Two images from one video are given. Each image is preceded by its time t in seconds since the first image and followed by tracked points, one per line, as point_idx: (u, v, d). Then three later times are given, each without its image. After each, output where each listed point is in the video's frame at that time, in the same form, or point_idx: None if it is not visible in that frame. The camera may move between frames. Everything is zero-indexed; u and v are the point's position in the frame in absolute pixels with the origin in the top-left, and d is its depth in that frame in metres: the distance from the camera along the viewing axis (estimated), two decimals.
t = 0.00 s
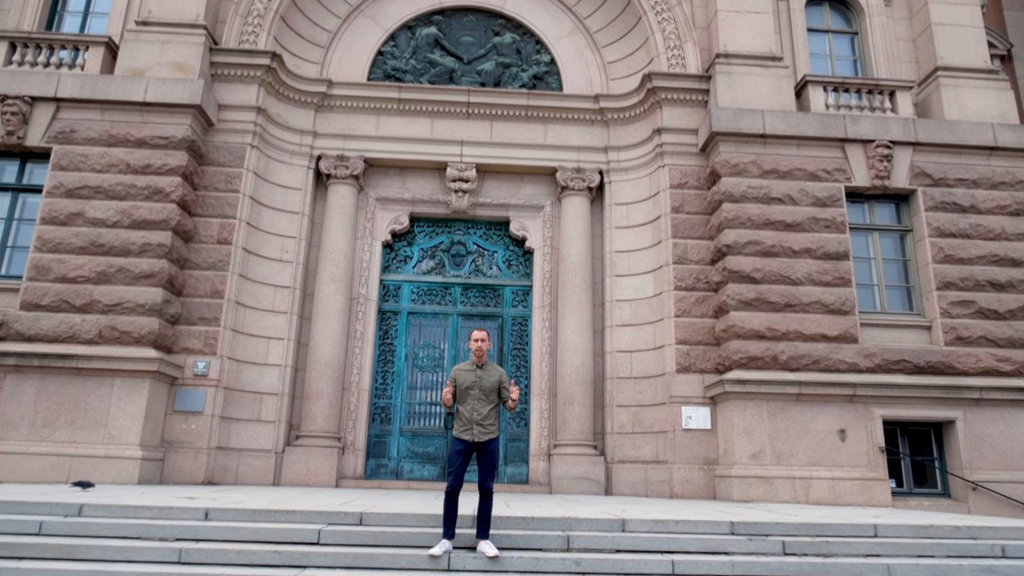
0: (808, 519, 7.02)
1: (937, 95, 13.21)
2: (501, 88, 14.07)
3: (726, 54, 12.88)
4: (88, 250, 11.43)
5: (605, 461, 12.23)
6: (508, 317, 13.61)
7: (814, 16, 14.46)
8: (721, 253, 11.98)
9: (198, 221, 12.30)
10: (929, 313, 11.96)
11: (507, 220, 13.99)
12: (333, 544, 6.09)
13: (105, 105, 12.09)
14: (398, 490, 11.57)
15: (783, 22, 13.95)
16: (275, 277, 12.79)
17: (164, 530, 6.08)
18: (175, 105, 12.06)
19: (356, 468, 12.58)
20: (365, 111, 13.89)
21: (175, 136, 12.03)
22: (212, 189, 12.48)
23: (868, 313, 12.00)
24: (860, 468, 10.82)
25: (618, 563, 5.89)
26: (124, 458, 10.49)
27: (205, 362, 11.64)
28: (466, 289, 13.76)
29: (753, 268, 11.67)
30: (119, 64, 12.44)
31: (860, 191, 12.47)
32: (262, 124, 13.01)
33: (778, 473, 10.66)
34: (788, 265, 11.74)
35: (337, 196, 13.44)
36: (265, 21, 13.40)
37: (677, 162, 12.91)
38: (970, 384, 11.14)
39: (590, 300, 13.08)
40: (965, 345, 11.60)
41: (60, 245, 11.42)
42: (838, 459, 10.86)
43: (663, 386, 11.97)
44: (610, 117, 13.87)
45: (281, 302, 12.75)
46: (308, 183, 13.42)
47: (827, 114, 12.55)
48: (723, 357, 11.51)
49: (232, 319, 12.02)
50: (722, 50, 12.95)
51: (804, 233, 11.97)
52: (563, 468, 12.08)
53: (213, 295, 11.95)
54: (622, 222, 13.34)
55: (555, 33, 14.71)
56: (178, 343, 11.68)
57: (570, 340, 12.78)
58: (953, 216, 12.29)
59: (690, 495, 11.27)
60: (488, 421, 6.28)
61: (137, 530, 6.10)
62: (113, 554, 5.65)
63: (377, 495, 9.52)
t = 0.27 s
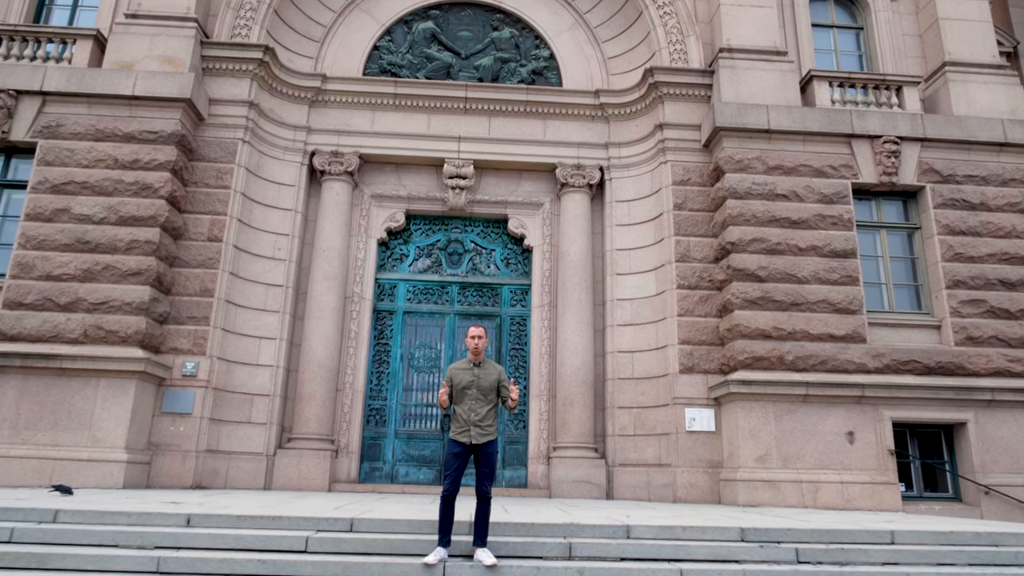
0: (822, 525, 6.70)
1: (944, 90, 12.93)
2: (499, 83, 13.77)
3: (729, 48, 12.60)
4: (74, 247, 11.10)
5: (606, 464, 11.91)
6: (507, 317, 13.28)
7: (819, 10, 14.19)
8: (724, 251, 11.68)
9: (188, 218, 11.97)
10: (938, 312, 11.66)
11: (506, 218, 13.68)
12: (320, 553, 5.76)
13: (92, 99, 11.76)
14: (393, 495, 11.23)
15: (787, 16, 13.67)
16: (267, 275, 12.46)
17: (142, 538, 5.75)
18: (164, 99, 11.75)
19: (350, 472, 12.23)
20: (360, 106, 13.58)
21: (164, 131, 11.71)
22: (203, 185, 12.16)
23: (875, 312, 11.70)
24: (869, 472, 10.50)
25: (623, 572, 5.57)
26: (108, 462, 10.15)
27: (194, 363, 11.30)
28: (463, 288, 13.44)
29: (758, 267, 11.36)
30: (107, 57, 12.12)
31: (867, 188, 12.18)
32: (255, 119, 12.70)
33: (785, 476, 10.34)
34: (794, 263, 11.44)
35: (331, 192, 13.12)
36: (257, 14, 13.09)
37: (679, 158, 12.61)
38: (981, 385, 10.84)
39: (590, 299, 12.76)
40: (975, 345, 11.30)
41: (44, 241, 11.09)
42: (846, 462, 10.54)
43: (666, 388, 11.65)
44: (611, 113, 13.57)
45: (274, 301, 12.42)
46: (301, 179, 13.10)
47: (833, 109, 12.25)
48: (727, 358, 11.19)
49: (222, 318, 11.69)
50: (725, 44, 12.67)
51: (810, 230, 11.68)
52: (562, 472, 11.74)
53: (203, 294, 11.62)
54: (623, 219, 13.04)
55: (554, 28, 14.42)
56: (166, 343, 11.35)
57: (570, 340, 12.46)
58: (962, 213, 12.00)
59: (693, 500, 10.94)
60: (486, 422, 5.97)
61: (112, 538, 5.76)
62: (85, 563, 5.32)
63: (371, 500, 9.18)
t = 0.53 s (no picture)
0: (836, 530, 6.40)
1: (952, 83, 12.66)
2: (497, 76, 13.48)
3: (733, 40, 12.32)
4: (59, 242, 10.77)
5: (606, 466, 11.59)
6: (505, 315, 12.97)
7: (824, 3, 13.93)
8: (728, 248, 11.38)
9: (178, 213, 11.66)
10: (947, 311, 11.37)
11: (504, 214, 13.39)
12: (307, 559, 5.44)
13: (79, 90, 11.44)
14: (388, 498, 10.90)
15: (792, 9, 13.40)
16: (259, 272, 12.14)
17: (118, 544, 5.43)
18: (153, 90, 11.43)
19: (344, 474, 11.90)
20: (355, 100, 13.28)
21: (153, 123, 11.39)
22: (193, 179, 11.84)
23: (883, 310, 11.41)
24: (878, 474, 10.19)
25: None
26: (93, 464, 9.81)
27: (182, 362, 10.97)
28: (461, 286, 13.13)
29: (763, 263, 11.08)
30: (95, 47, 11.81)
31: (874, 183, 11.90)
32: (247, 112, 12.39)
33: (792, 479, 10.03)
34: (800, 260, 11.15)
35: (325, 187, 12.81)
36: (250, 5, 12.79)
37: (682, 153, 12.32)
38: (992, 385, 10.55)
39: (590, 297, 12.46)
40: (986, 343, 11.02)
41: (28, 236, 10.76)
42: (854, 464, 10.24)
43: (668, 387, 11.34)
44: (611, 107, 13.29)
45: (266, 299, 12.09)
46: (294, 174, 12.78)
47: (839, 102, 11.98)
48: (732, 357, 10.89)
49: (212, 316, 11.36)
50: (728, 36, 12.39)
51: (816, 226, 11.39)
52: (562, 474, 11.42)
53: (192, 291, 11.30)
54: (624, 216, 12.73)
55: (554, 20, 14.14)
56: (154, 341, 11.02)
57: (570, 339, 12.15)
58: (971, 209, 11.72)
59: (697, 503, 10.63)
60: (483, 421, 5.66)
61: (87, 543, 5.44)
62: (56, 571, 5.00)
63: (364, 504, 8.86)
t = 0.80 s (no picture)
0: (851, 534, 6.08)
1: (961, 75, 12.37)
2: (495, 68, 13.16)
3: (737, 30, 12.01)
4: (42, 235, 10.42)
5: (607, 467, 11.26)
6: (503, 313, 12.65)
7: None
8: (732, 242, 11.07)
9: (165, 206, 11.32)
10: (957, 308, 11.07)
11: (502, 209, 13.06)
12: (292, 567, 5.10)
13: (64, 80, 11.09)
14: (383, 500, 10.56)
15: None
16: (250, 267, 11.79)
17: (90, 551, 5.07)
18: (141, 80, 11.10)
19: (337, 476, 11.55)
20: (349, 91, 12.94)
21: (140, 113, 11.06)
22: (181, 172, 11.51)
23: (892, 307, 11.11)
24: (887, 476, 9.87)
25: None
26: (75, 465, 9.45)
27: (170, 359, 10.62)
28: (458, 283, 12.80)
29: (768, 258, 10.77)
30: (81, 36, 11.46)
31: (882, 177, 11.60)
32: (237, 103, 12.05)
33: (799, 480, 9.71)
34: (806, 255, 10.85)
35: (318, 181, 12.46)
36: None
37: (684, 145, 12.01)
38: (1005, 384, 10.25)
39: (590, 293, 12.12)
40: (997, 341, 10.72)
41: (10, 229, 10.41)
42: (863, 465, 9.92)
43: (671, 386, 11.02)
44: (612, 99, 12.97)
45: (257, 295, 11.74)
46: (287, 167, 12.44)
47: (846, 94, 11.67)
48: (737, 355, 10.58)
49: (201, 313, 11.02)
50: (732, 25, 12.08)
51: (822, 221, 11.08)
52: (561, 475, 11.10)
53: (180, 286, 10.96)
54: (625, 210, 12.43)
55: (553, 11, 13.82)
56: (140, 338, 10.68)
57: (569, 336, 11.82)
58: (982, 203, 11.43)
59: (701, 505, 10.29)
60: (478, 419, 5.33)
61: (56, 550, 5.09)
62: None
63: (356, 506, 8.53)
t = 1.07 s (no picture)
0: (868, 539, 5.78)
1: (969, 68, 12.11)
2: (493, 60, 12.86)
3: (741, 20, 11.73)
4: (25, 229, 10.10)
5: (608, 469, 10.96)
6: (501, 310, 12.34)
7: None
8: (737, 238, 10.79)
9: (154, 199, 11.00)
10: (967, 305, 10.80)
11: (501, 204, 12.76)
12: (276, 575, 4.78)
13: (49, 69, 10.77)
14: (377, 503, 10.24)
15: None
16: (241, 263, 11.46)
17: (59, 558, 4.75)
18: (128, 69, 10.78)
19: (331, 478, 11.22)
20: (344, 83, 12.63)
21: (128, 104, 10.74)
22: (171, 164, 11.20)
23: (900, 304, 10.83)
24: (898, 478, 9.58)
25: None
26: (58, 466, 9.12)
27: (157, 357, 10.29)
28: (455, 279, 12.50)
29: (774, 254, 10.48)
30: (67, 24, 11.15)
31: (890, 171, 11.32)
32: (228, 94, 11.73)
33: (807, 482, 9.41)
34: (813, 250, 10.56)
35: (311, 175, 12.14)
36: None
37: (687, 139, 11.72)
38: (1017, 382, 9.97)
39: (591, 290, 11.82)
40: (1008, 339, 10.45)
41: None
42: (873, 467, 9.62)
43: (674, 386, 10.72)
44: (613, 92, 12.68)
45: (248, 291, 11.42)
46: (279, 160, 12.13)
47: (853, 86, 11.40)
48: (742, 353, 10.28)
49: (190, 309, 10.70)
50: (736, 16, 11.79)
51: (829, 215, 10.80)
52: (561, 477, 10.78)
53: (169, 282, 10.64)
54: (626, 205, 12.13)
55: (553, 2, 13.53)
56: (127, 335, 10.36)
57: (569, 334, 11.52)
58: (992, 198, 11.16)
59: (705, 508, 9.98)
60: (474, 417, 5.04)
61: (24, 557, 4.76)
62: None
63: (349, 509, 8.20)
